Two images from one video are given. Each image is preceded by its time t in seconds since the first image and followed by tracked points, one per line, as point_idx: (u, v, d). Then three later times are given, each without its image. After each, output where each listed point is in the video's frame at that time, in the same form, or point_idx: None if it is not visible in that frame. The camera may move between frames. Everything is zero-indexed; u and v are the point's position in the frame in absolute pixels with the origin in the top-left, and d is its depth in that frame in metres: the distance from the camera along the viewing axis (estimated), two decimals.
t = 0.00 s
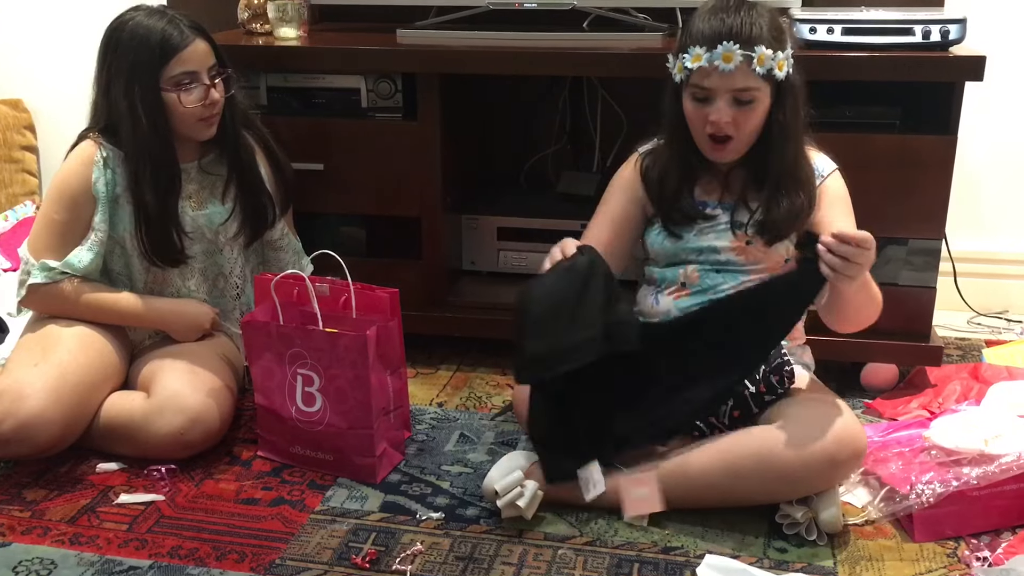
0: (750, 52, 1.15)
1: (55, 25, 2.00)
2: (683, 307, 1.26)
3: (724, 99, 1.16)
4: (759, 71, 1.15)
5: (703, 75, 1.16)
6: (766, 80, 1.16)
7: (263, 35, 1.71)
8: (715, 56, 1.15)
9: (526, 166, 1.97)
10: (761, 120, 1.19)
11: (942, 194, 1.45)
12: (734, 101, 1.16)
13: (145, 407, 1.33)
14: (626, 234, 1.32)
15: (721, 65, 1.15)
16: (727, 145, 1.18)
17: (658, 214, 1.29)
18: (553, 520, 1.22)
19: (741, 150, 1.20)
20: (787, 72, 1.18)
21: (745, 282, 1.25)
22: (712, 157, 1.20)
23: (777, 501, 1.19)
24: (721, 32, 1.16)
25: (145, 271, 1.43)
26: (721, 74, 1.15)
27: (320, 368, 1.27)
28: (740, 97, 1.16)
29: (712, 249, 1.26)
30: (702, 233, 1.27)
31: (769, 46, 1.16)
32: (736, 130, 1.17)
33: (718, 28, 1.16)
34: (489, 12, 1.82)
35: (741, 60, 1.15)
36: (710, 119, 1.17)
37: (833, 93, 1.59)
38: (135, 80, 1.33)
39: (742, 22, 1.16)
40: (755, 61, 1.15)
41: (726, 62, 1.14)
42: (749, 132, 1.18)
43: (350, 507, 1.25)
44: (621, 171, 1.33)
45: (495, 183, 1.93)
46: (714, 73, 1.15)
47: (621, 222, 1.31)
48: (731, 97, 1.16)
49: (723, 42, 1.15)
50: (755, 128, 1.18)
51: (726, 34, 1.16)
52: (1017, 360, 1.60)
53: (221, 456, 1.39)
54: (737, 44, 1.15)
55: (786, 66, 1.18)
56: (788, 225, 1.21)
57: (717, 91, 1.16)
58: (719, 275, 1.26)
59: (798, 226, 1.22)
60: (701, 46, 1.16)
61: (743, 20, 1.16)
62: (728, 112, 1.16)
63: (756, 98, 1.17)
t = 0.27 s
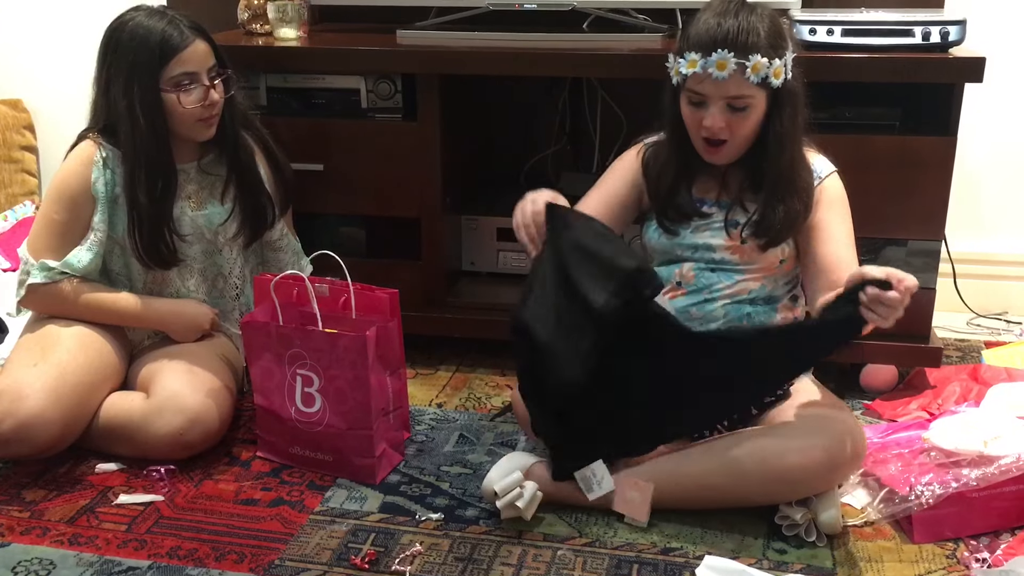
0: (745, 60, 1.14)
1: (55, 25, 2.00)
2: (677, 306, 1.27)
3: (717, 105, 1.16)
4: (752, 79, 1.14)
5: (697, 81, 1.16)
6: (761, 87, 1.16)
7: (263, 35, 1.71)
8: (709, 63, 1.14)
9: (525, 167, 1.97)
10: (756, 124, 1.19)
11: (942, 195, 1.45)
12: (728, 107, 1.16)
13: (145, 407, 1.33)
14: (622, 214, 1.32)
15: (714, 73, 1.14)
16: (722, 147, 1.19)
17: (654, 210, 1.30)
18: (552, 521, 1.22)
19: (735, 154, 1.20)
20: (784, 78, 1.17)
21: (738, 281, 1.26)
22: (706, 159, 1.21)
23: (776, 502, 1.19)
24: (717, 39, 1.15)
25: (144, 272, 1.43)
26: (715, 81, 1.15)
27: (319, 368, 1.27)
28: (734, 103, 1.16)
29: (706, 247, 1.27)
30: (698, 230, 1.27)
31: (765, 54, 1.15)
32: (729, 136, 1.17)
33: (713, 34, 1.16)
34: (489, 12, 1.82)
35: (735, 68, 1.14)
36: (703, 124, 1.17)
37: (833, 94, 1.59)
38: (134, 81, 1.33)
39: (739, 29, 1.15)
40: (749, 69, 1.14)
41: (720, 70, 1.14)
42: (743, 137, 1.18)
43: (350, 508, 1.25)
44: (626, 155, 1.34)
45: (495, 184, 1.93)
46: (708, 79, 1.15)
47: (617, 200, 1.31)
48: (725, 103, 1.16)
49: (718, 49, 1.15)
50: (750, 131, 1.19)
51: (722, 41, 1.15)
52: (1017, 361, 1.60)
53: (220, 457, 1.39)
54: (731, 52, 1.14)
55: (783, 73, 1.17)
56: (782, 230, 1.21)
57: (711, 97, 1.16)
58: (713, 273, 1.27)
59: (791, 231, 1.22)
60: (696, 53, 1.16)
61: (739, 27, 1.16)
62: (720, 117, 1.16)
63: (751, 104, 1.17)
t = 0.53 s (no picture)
0: (747, 60, 1.14)
1: (55, 26, 2.00)
2: (674, 304, 1.27)
3: (718, 105, 1.17)
4: (754, 80, 1.15)
5: (699, 79, 1.16)
6: (763, 88, 1.16)
7: (262, 35, 1.71)
8: (711, 62, 1.15)
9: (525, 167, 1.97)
10: (757, 125, 1.19)
11: (941, 195, 1.45)
12: (730, 107, 1.17)
13: (145, 408, 1.33)
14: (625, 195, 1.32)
15: (716, 72, 1.15)
16: (723, 146, 1.20)
17: (655, 205, 1.30)
18: (552, 521, 1.22)
19: (735, 152, 1.21)
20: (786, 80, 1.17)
21: (736, 279, 1.26)
22: (706, 157, 1.21)
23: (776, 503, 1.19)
24: (721, 37, 1.15)
25: (144, 272, 1.43)
26: (717, 80, 1.15)
27: (319, 368, 1.27)
28: (735, 103, 1.17)
29: (704, 244, 1.26)
30: (697, 227, 1.27)
31: (768, 55, 1.15)
32: (729, 135, 1.18)
33: (717, 32, 1.16)
34: (489, 13, 1.82)
35: (737, 68, 1.15)
36: (703, 123, 1.18)
37: (832, 94, 1.59)
38: (134, 82, 1.33)
39: (743, 28, 1.15)
40: (751, 69, 1.14)
41: (722, 70, 1.14)
42: (744, 136, 1.19)
43: (349, 508, 1.25)
44: (634, 142, 1.34)
45: (494, 184, 1.93)
46: (710, 79, 1.16)
47: (620, 181, 1.31)
48: (726, 103, 1.16)
49: (721, 49, 1.15)
50: (751, 131, 1.19)
51: (726, 41, 1.15)
52: (1016, 361, 1.60)
53: (220, 457, 1.39)
54: (734, 51, 1.14)
55: (786, 74, 1.17)
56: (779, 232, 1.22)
57: (712, 96, 1.16)
58: (709, 271, 1.26)
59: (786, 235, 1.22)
60: (699, 51, 1.16)
61: (744, 26, 1.15)
62: (721, 117, 1.17)
63: (753, 105, 1.17)
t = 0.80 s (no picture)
0: (747, 56, 1.14)
1: (55, 26, 2.00)
2: (667, 306, 1.29)
3: (717, 99, 1.16)
4: (753, 76, 1.14)
5: (699, 73, 1.16)
6: (762, 85, 1.16)
7: (262, 35, 1.71)
8: (711, 57, 1.15)
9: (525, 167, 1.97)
10: (754, 122, 1.19)
11: (942, 194, 1.45)
12: (728, 102, 1.17)
13: (145, 408, 1.33)
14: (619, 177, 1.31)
15: (715, 67, 1.14)
16: (720, 141, 1.19)
17: (651, 200, 1.30)
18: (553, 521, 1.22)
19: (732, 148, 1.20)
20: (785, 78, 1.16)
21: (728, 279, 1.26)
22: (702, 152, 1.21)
23: (777, 502, 1.18)
24: (722, 33, 1.15)
25: (144, 273, 1.43)
26: (715, 75, 1.15)
27: (319, 368, 1.27)
28: (734, 99, 1.16)
29: (695, 242, 1.27)
30: (691, 225, 1.27)
31: (769, 52, 1.15)
32: (727, 131, 1.18)
33: (719, 27, 1.15)
34: (489, 13, 1.81)
35: (736, 63, 1.14)
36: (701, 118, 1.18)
37: (832, 94, 1.59)
38: (134, 84, 1.33)
39: (745, 24, 1.15)
40: (750, 65, 1.14)
41: (720, 64, 1.14)
42: (742, 133, 1.19)
43: (350, 508, 1.25)
44: (637, 131, 1.33)
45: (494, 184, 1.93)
46: (709, 73, 1.16)
47: (617, 164, 1.29)
48: (724, 98, 1.16)
49: (722, 44, 1.15)
50: (747, 129, 1.18)
51: (726, 36, 1.15)
52: (1017, 360, 1.60)
53: (220, 457, 1.39)
54: (734, 46, 1.14)
55: (786, 72, 1.16)
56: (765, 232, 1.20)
57: (711, 90, 1.16)
58: (701, 270, 1.27)
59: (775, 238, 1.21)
60: (700, 45, 1.16)
61: (747, 22, 1.15)
62: (718, 111, 1.16)
63: (752, 101, 1.17)
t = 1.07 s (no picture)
0: (743, 46, 1.14)
1: (55, 26, 2.00)
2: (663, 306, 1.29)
3: (712, 89, 1.17)
4: (750, 67, 1.14)
5: (697, 63, 1.17)
6: (758, 76, 1.16)
7: (263, 35, 1.71)
8: (708, 46, 1.15)
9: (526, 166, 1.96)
10: (752, 114, 1.19)
11: (942, 192, 1.45)
12: (726, 93, 1.17)
13: (146, 408, 1.33)
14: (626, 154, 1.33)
15: (713, 56, 1.15)
16: (716, 133, 1.19)
17: (649, 194, 1.32)
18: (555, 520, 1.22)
19: (729, 140, 1.20)
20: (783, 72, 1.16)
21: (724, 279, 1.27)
22: (699, 143, 1.21)
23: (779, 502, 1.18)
24: (721, 23, 1.15)
25: (144, 273, 1.43)
26: (712, 64, 1.16)
27: (320, 368, 1.27)
28: (731, 91, 1.16)
29: (693, 239, 1.27)
30: (688, 221, 1.27)
31: (767, 43, 1.15)
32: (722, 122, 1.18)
33: (718, 18, 1.16)
34: (490, 12, 1.82)
35: (734, 53, 1.15)
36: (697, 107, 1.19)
37: (833, 92, 1.59)
38: (136, 84, 1.33)
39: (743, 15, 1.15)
40: (746, 57, 1.14)
41: (718, 54, 1.15)
42: (739, 124, 1.19)
43: (351, 508, 1.25)
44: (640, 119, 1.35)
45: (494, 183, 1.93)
46: (706, 62, 1.16)
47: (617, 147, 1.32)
48: (722, 88, 1.17)
49: (719, 34, 1.15)
50: (744, 122, 1.19)
51: (724, 26, 1.15)
52: (1018, 359, 1.60)
53: (221, 457, 1.39)
54: (732, 37, 1.14)
55: (785, 66, 1.16)
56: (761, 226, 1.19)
57: (707, 80, 1.17)
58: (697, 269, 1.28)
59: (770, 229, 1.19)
60: (699, 34, 1.17)
61: (747, 13, 1.15)
62: (712, 100, 1.17)
63: (749, 93, 1.17)
